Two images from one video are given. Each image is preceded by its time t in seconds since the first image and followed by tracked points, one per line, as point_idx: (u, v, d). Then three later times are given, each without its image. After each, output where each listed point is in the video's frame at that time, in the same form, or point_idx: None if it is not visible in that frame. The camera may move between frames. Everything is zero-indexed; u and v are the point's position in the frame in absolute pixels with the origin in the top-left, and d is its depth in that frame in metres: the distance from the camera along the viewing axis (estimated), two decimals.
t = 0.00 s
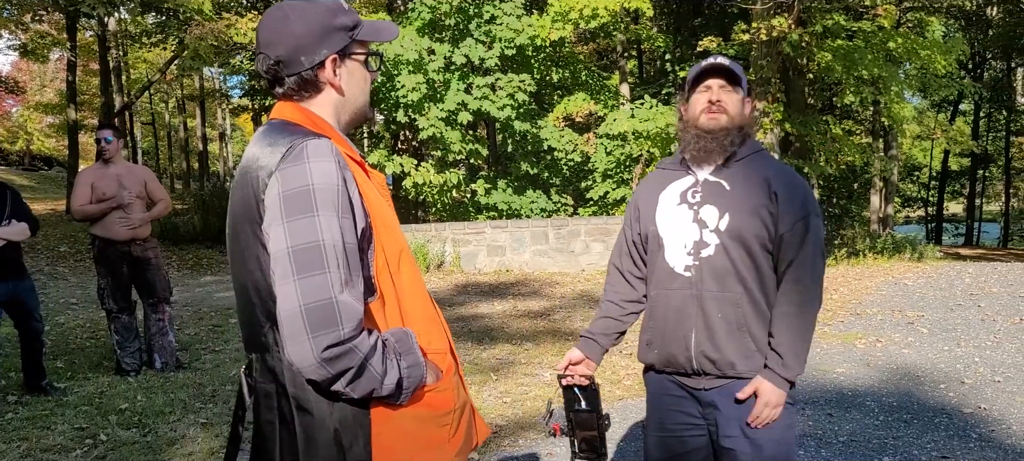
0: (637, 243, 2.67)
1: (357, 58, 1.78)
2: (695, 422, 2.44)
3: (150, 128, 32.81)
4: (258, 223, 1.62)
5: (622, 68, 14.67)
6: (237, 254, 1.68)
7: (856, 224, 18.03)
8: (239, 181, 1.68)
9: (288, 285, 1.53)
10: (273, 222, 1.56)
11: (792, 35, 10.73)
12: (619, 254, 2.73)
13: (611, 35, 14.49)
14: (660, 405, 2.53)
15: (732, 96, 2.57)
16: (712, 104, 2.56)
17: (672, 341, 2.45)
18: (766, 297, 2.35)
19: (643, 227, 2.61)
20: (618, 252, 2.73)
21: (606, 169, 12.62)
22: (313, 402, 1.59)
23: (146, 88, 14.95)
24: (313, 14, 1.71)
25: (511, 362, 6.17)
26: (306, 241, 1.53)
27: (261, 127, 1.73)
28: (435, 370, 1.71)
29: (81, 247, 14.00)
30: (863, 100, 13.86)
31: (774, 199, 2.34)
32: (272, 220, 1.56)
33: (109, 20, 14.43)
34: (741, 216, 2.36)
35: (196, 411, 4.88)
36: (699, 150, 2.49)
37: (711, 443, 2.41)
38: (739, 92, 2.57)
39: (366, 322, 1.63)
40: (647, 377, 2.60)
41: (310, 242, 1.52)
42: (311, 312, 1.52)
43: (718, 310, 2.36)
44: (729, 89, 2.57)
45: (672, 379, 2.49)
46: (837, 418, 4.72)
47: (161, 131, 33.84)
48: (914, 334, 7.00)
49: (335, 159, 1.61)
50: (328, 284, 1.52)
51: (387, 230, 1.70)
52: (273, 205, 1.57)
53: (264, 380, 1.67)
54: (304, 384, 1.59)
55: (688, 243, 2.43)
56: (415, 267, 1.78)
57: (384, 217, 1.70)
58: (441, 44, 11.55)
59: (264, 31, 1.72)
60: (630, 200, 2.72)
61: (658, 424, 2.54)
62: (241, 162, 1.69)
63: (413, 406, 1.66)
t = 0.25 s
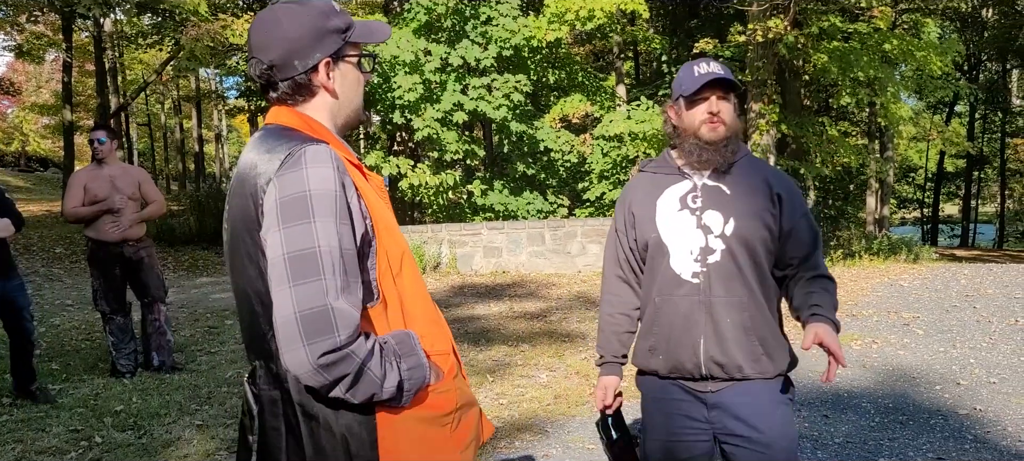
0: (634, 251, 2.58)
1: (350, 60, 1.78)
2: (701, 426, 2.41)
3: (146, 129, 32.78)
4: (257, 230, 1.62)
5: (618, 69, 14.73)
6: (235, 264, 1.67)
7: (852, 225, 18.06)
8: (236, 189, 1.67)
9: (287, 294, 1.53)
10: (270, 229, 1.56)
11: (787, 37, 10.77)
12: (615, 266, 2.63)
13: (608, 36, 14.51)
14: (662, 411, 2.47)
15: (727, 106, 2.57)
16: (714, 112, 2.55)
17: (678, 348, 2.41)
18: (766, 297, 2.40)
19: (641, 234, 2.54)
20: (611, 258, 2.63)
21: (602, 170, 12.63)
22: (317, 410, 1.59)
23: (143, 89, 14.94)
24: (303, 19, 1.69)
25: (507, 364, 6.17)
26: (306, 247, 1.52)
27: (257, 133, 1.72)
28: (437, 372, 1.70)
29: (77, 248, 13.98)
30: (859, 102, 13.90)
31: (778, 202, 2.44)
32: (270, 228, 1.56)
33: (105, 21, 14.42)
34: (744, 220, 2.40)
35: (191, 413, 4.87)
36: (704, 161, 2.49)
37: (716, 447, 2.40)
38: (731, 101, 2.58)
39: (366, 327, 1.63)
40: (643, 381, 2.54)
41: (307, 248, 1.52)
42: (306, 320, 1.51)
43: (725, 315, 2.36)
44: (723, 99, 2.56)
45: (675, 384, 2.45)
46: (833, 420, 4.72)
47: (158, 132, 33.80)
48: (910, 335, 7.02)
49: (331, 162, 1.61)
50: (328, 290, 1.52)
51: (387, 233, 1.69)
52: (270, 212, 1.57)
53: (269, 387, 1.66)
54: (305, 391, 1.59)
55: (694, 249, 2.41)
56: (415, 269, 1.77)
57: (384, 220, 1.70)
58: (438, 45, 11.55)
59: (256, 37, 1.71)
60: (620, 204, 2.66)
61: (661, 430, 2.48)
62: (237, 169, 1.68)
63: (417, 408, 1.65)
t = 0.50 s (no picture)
0: (636, 252, 2.58)
1: (356, 63, 1.78)
2: (701, 426, 2.41)
3: (143, 130, 32.74)
4: (259, 229, 1.62)
5: (615, 71, 14.75)
6: (237, 262, 1.67)
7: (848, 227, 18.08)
8: (240, 187, 1.66)
9: (286, 291, 1.52)
10: (272, 227, 1.55)
11: (784, 39, 10.77)
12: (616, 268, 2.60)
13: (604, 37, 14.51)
14: (664, 410, 2.48)
15: (723, 108, 2.58)
16: (712, 117, 2.56)
17: (680, 348, 2.40)
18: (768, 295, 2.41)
19: (642, 236, 2.54)
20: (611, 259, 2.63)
21: (599, 172, 12.64)
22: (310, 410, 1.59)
23: (139, 90, 14.91)
24: (309, 21, 1.69)
25: (504, 365, 6.17)
26: (305, 246, 1.51)
27: (260, 134, 1.72)
28: (431, 377, 1.70)
29: (73, 249, 13.95)
30: (855, 104, 13.91)
31: (776, 200, 2.43)
32: (271, 226, 1.55)
33: (102, 22, 14.40)
34: (747, 219, 2.41)
35: (187, 415, 4.86)
36: (701, 168, 2.49)
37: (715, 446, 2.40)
38: (728, 104, 2.59)
39: (364, 330, 1.62)
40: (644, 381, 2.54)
41: (308, 247, 1.51)
42: (304, 318, 1.50)
43: (728, 315, 2.37)
44: (718, 101, 2.57)
45: (676, 384, 2.45)
46: (829, 422, 4.72)
47: (153, 133, 33.75)
48: (906, 336, 7.03)
49: (335, 162, 1.60)
50: (328, 290, 1.51)
51: (388, 236, 1.69)
52: (272, 211, 1.56)
53: (263, 386, 1.68)
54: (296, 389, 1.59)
55: (697, 250, 2.42)
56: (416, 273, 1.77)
57: (387, 222, 1.70)
58: (434, 47, 11.54)
59: (262, 38, 1.71)
60: (620, 207, 2.66)
61: (660, 429, 2.48)
62: (241, 168, 1.67)
63: (408, 412, 1.65)
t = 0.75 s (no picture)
0: (640, 253, 2.59)
1: (363, 65, 1.78)
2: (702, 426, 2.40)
3: (141, 131, 32.71)
4: (265, 225, 1.61)
5: (613, 72, 14.76)
6: (234, 258, 1.66)
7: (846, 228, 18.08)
8: (244, 185, 1.65)
9: (292, 285, 1.51)
10: (278, 223, 1.54)
11: (781, 40, 10.77)
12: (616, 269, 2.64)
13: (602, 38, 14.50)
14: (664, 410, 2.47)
15: (725, 110, 2.56)
16: (712, 116, 2.53)
17: (684, 347, 2.40)
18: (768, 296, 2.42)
19: (647, 238, 2.55)
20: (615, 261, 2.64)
21: (596, 173, 12.63)
22: (300, 405, 1.58)
23: (137, 91, 14.89)
24: (317, 22, 1.69)
25: (502, 366, 6.17)
26: (312, 242, 1.51)
27: (265, 132, 1.71)
28: (423, 381, 1.70)
29: (70, 250, 13.92)
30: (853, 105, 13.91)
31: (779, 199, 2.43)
32: (278, 222, 1.55)
33: (99, 23, 14.39)
34: (747, 218, 2.41)
35: (184, 417, 4.85)
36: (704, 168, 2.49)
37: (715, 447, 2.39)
38: (730, 104, 2.57)
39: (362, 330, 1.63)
40: (645, 382, 2.54)
41: (315, 243, 1.51)
42: (310, 313, 1.50)
43: (734, 316, 2.37)
44: (721, 103, 2.55)
45: (678, 385, 2.44)
46: (827, 423, 4.72)
47: (151, 134, 33.72)
48: (903, 337, 7.03)
49: (344, 163, 1.60)
50: (332, 286, 1.51)
51: (389, 238, 1.69)
52: (279, 206, 1.56)
53: (252, 385, 1.65)
54: (297, 388, 1.58)
55: (699, 249, 2.42)
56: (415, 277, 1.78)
57: (388, 225, 1.70)
58: (432, 47, 11.53)
59: (270, 38, 1.70)
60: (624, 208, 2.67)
61: (660, 430, 2.47)
62: (245, 166, 1.66)
63: (401, 417, 1.65)
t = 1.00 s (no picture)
0: (642, 251, 2.61)
1: (370, 65, 1.79)
2: (702, 428, 2.41)
3: (138, 132, 32.68)
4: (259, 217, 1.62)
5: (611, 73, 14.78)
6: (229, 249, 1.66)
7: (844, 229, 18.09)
8: (247, 181, 1.66)
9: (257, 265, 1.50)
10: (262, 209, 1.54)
11: (779, 41, 10.78)
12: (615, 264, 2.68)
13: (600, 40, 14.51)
14: (663, 411, 2.47)
15: (733, 111, 2.56)
16: (717, 116, 2.54)
17: (683, 346, 2.41)
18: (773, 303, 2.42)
19: (648, 235, 2.56)
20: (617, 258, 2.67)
21: (594, 173, 12.64)
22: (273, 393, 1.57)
23: (134, 92, 14.87)
24: (326, 22, 1.69)
25: (500, 367, 6.16)
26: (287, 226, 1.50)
27: (272, 130, 1.71)
28: (401, 372, 1.67)
29: (68, 252, 13.90)
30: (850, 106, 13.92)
31: (785, 202, 2.42)
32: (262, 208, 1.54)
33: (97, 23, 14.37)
34: (751, 220, 2.40)
35: (182, 418, 4.85)
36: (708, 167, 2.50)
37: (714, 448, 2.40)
38: (739, 105, 2.57)
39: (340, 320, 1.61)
40: (644, 382, 2.54)
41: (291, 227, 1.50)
42: (267, 293, 1.47)
43: (730, 314, 2.37)
44: (728, 104, 2.56)
45: (678, 386, 2.44)
46: (825, 424, 4.72)
47: (148, 135, 33.68)
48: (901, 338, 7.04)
49: (343, 160, 1.60)
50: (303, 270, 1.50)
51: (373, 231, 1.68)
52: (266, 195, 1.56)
53: (239, 379, 1.65)
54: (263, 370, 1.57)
55: (702, 248, 2.43)
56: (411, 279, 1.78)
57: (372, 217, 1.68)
58: (429, 48, 11.52)
59: (278, 40, 1.69)
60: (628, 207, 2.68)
61: (658, 431, 2.48)
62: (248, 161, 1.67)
63: (371, 407, 1.62)
